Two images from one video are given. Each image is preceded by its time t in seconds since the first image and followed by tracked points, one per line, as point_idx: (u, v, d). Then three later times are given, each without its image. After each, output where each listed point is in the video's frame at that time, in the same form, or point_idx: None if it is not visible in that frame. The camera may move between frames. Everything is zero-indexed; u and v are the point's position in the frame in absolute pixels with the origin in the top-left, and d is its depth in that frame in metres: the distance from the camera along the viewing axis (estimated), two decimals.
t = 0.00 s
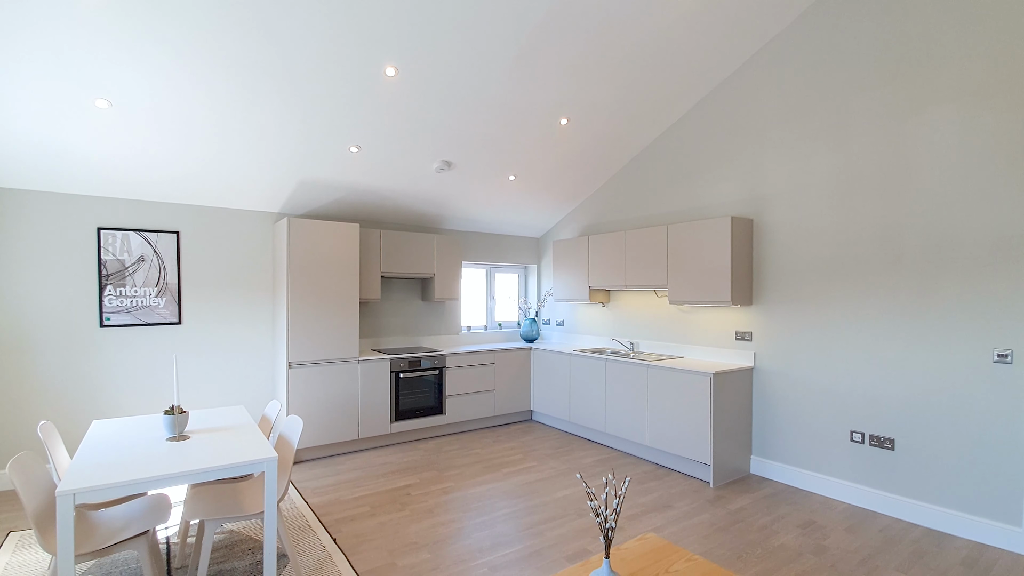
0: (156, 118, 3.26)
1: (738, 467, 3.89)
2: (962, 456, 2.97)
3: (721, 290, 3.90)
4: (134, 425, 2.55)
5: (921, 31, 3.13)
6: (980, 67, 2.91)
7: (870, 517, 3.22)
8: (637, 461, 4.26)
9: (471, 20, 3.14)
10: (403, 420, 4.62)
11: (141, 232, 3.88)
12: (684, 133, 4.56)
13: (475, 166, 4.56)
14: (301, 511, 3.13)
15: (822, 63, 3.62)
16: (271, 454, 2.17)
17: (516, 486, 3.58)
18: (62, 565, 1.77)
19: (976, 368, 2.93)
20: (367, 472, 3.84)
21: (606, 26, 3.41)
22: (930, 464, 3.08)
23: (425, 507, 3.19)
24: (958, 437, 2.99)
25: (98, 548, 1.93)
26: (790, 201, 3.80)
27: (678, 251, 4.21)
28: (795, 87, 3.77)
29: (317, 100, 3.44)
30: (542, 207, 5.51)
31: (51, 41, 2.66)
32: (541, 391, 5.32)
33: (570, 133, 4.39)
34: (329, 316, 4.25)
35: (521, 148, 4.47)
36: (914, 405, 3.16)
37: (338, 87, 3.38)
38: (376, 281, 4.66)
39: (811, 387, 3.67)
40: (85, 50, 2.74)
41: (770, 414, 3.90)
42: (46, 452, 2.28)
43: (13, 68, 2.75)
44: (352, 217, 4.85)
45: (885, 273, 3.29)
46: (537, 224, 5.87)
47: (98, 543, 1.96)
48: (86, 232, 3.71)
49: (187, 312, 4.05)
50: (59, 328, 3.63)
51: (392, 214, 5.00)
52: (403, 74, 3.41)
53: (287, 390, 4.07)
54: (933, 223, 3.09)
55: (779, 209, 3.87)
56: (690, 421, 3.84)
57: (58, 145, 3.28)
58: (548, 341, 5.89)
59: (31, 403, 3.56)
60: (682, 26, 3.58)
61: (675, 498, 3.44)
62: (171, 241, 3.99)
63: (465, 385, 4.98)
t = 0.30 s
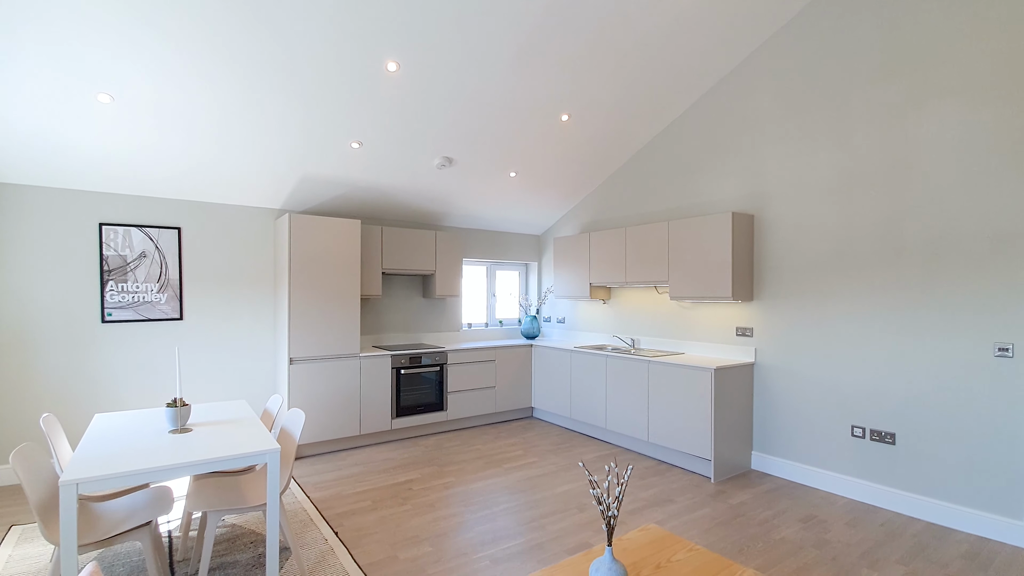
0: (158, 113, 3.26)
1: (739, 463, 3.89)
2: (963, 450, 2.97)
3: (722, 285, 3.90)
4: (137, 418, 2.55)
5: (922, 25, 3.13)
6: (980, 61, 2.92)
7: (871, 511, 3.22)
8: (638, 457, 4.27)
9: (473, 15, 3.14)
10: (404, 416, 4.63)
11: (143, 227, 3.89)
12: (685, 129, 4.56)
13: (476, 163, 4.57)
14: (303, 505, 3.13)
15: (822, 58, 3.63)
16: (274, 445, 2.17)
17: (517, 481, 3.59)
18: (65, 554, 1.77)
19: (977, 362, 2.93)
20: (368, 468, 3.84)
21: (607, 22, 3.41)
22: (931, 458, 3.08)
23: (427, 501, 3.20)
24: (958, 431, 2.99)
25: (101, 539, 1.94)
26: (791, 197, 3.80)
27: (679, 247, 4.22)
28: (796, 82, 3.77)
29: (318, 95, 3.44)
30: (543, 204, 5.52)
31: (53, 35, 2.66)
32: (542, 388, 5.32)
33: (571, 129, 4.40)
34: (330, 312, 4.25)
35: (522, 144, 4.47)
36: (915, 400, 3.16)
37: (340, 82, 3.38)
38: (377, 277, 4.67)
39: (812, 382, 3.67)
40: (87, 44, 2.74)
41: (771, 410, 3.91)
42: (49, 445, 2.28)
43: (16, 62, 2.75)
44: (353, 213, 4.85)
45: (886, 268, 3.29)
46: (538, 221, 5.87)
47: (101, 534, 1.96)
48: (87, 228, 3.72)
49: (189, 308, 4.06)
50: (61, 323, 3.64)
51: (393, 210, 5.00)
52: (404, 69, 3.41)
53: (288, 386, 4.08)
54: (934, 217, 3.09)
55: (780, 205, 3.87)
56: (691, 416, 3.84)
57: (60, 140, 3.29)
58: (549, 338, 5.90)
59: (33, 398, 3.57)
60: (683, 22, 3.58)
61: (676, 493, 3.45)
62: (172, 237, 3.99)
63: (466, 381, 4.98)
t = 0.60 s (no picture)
0: (160, 108, 3.27)
1: (739, 459, 3.90)
2: (963, 444, 2.98)
3: (722, 281, 3.91)
4: (139, 412, 2.56)
5: (922, 21, 3.13)
6: (980, 56, 2.92)
7: (871, 506, 3.22)
8: (639, 453, 4.27)
9: (474, 11, 3.14)
10: (405, 413, 4.63)
11: (144, 223, 3.89)
12: (685, 126, 4.57)
13: (477, 159, 4.57)
14: (304, 500, 3.14)
15: (823, 54, 3.63)
16: (276, 437, 2.18)
17: (518, 477, 3.59)
18: (69, 544, 1.77)
19: (977, 356, 2.93)
20: (369, 464, 3.84)
21: (608, 18, 3.42)
22: (931, 453, 3.09)
23: (428, 496, 3.21)
24: (959, 425, 3.00)
25: (103, 530, 1.95)
26: (791, 193, 3.81)
27: (680, 244, 4.22)
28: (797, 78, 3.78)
29: (320, 91, 3.45)
30: (544, 202, 5.52)
31: (55, 29, 2.66)
32: (542, 385, 5.33)
33: (572, 126, 4.41)
34: (331, 309, 4.26)
35: (523, 141, 4.47)
36: (915, 394, 3.17)
37: (341, 78, 3.39)
38: (378, 274, 4.68)
39: (812, 377, 3.67)
40: (89, 38, 2.74)
41: (771, 406, 3.91)
42: (51, 437, 2.28)
43: (18, 56, 2.76)
44: (354, 210, 4.86)
45: (886, 263, 3.30)
46: (539, 218, 5.88)
47: (102, 526, 1.97)
48: (89, 224, 3.72)
49: (190, 304, 4.06)
50: (63, 319, 3.64)
51: (394, 207, 5.01)
52: (406, 65, 3.41)
53: (290, 382, 4.09)
54: (934, 212, 3.10)
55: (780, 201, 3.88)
56: (691, 412, 3.85)
57: (61, 136, 3.29)
58: (549, 335, 5.90)
59: (35, 394, 3.57)
60: (684, 18, 3.59)
61: (677, 488, 3.45)
62: (174, 233, 4.00)
63: (467, 378, 4.99)
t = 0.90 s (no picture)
0: (160, 102, 3.27)
1: (739, 453, 3.91)
2: (963, 437, 2.98)
3: (722, 276, 3.91)
4: (140, 403, 2.57)
5: (922, 15, 3.14)
6: (980, 50, 2.93)
7: (870, 500, 3.23)
8: (638, 448, 4.28)
9: (474, 5, 3.14)
10: (405, 408, 4.64)
11: (145, 218, 3.90)
12: (685, 122, 4.57)
13: (477, 155, 4.58)
14: (305, 493, 3.15)
15: (823, 49, 3.63)
16: (277, 428, 2.19)
17: (517, 471, 3.60)
18: (70, 532, 1.78)
19: (976, 349, 2.94)
20: (369, 458, 3.85)
21: (608, 13, 3.42)
22: (930, 447, 3.10)
23: (428, 489, 3.21)
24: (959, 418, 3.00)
25: (105, 518, 1.96)
26: (791, 188, 3.81)
27: (680, 239, 4.23)
28: (797, 73, 3.79)
29: (321, 86, 3.45)
30: (544, 198, 5.53)
31: (55, 22, 2.67)
32: (542, 382, 5.34)
33: (572, 122, 4.41)
34: (331, 304, 4.27)
35: (523, 137, 4.48)
36: (914, 388, 3.17)
37: (342, 73, 3.39)
38: (378, 270, 4.68)
39: (812, 372, 3.68)
40: (89, 31, 2.74)
41: (771, 400, 3.92)
42: (52, 428, 2.29)
43: (18, 50, 2.76)
44: (354, 206, 4.87)
45: (885, 257, 3.31)
46: (539, 215, 5.88)
47: (104, 513, 1.98)
48: (90, 219, 3.73)
49: (191, 299, 4.07)
50: (64, 313, 3.65)
51: (394, 203, 5.02)
52: (406, 60, 3.41)
53: (290, 377, 4.09)
54: (934, 206, 3.10)
55: (779, 196, 3.89)
56: (691, 407, 3.85)
57: (62, 130, 3.30)
58: (549, 332, 5.91)
59: (36, 388, 3.58)
60: (684, 13, 3.59)
61: (676, 482, 3.46)
62: (174, 229, 4.01)
63: (467, 374, 5.00)
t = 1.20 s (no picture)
0: (161, 97, 3.27)
1: (738, 448, 3.92)
2: (962, 430, 2.99)
3: (722, 271, 3.92)
4: (141, 395, 2.58)
5: (922, 10, 3.15)
6: (979, 43, 2.93)
7: (869, 493, 3.24)
8: (638, 443, 4.29)
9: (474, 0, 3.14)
10: (405, 404, 4.65)
11: (146, 214, 3.91)
12: (685, 118, 4.58)
13: (477, 151, 4.58)
14: (305, 486, 3.16)
15: (822, 44, 3.64)
16: (278, 418, 2.19)
17: (517, 465, 3.61)
18: (72, 521, 1.78)
19: (975, 343, 2.95)
20: (369, 453, 3.86)
21: (608, 8, 3.43)
22: (929, 440, 3.11)
23: (429, 483, 3.22)
24: (957, 411, 3.01)
25: (107, 507, 1.97)
26: (790, 183, 3.82)
27: (679, 235, 4.23)
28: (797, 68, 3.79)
29: (321, 81, 3.46)
30: (544, 194, 5.53)
31: (56, 16, 2.67)
32: (542, 378, 5.34)
33: (572, 118, 4.42)
34: (331, 300, 4.28)
35: (523, 133, 4.48)
36: (914, 382, 3.18)
37: (342, 68, 3.39)
38: (378, 266, 4.69)
39: (811, 366, 3.69)
40: (90, 25, 2.75)
41: (770, 395, 3.93)
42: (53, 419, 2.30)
43: (19, 44, 2.76)
44: (354, 202, 4.87)
45: (884, 252, 3.32)
46: (539, 211, 5.89)
47: (105, 502, 1.99)
48: (91, 214, 3.74)
49: (191, 295, 4.08)
50: (65, 308, 3.66)
51: (394, 199, 5.02)
52: (406, 55, 3.41)
53: (290, 372, 4.10)
54: (933, 200, 3.12)
55: (778, 191, 3.90)
56: (691, 401, 3.86)
57: (64, 124, 3.31)
58: (549, 328, 5.92)
59: (37, 383, 3.59)
60: (685, 9, 3.59)
61: (676, 476, 3.47)
62: (175, 224, 4.02)
63: (467, 370, 5.00)
